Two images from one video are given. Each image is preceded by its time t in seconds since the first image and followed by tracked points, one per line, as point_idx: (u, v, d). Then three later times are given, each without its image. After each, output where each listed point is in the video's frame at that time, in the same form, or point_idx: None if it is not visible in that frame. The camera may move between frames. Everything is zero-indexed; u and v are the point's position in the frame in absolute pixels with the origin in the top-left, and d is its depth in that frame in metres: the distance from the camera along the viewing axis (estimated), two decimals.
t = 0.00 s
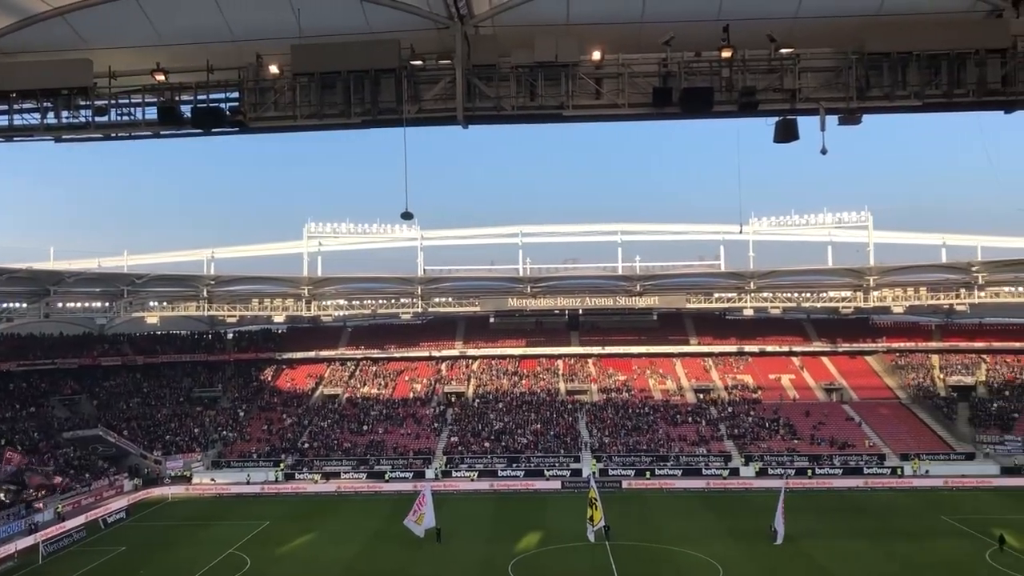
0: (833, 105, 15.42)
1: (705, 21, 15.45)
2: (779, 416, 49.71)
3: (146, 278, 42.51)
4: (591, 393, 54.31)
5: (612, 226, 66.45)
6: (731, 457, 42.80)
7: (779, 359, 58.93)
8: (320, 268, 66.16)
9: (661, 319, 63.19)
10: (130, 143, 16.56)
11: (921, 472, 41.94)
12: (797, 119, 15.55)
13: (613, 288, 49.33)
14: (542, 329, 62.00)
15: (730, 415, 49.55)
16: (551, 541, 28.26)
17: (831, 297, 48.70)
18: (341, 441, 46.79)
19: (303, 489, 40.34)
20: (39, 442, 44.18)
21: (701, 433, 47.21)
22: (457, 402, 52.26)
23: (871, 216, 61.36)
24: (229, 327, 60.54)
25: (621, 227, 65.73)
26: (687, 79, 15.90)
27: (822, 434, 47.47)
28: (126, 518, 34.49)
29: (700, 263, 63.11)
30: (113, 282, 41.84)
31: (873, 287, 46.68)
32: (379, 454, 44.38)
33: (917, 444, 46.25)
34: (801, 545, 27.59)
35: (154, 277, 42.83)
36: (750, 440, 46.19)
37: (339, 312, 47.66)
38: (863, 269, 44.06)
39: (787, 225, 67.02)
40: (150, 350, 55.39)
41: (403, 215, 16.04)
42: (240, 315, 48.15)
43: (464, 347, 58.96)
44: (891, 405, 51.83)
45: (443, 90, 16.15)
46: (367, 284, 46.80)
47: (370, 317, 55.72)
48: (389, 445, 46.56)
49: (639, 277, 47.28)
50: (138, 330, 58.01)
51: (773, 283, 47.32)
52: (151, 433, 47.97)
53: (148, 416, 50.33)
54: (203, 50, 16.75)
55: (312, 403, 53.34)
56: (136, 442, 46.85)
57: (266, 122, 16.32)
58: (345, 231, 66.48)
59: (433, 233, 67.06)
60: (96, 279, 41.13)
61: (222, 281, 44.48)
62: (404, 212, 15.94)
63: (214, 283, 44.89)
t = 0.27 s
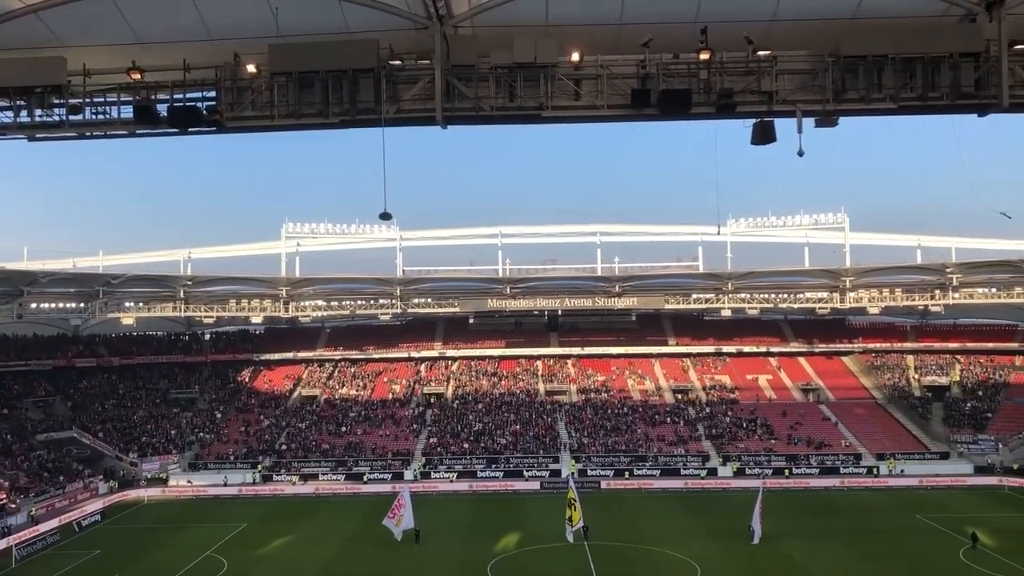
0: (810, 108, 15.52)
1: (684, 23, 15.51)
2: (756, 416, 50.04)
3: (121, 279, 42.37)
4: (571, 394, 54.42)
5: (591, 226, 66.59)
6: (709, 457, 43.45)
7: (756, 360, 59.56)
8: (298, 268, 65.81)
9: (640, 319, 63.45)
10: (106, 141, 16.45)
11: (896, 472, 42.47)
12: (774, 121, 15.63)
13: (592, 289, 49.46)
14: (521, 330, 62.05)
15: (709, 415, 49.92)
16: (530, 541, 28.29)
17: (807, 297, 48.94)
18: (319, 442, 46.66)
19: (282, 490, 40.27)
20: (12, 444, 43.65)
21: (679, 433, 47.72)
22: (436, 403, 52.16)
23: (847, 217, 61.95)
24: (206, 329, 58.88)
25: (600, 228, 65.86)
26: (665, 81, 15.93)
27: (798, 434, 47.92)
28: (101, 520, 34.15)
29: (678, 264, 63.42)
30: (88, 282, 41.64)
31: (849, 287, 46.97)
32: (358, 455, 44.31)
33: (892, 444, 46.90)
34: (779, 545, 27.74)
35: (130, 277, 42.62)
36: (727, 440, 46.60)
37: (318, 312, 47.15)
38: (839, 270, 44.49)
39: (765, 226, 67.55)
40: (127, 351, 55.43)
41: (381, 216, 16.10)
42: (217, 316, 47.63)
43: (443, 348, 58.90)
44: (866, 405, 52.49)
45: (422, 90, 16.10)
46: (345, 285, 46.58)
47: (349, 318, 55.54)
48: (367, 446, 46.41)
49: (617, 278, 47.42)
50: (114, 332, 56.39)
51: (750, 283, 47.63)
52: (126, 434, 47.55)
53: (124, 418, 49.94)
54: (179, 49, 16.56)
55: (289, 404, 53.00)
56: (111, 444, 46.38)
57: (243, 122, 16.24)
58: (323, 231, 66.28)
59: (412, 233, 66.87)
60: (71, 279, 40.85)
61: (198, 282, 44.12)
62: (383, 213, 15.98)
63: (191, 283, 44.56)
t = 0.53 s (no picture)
0: (788, 109, 15.61)
1: (664, 25, 15.56)
2: (736, 416, 50.33)
3: (99, 279, 41.84)
4: (552, 394, 54.49)
5: (572, 227, 66.74)
6: (689, 456, 43.25)
7: (736, 360, 60.15)
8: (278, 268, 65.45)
9: (620, 320, 63.67)
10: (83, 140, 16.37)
11: (874, 471, 43.12)
12: (753, 122, 15.75)
13: (573, 289, 49.52)
14: (503, 331, 62.08)
15: (689, 415, 50.18)
16: (511, 542, 28.32)
17: (786, 297, 49.12)
18: (299, 443, 46.51)
19: (262, 492, 40.22)
20: None
21: (659, 433, 47.90)
22: (417, 404, 52.05)
23: (826, 218, 62.43)
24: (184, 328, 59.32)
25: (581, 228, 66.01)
26: (646, 82, 15.97)
27: (778, 434, 48.22)
28: (78, 522, 33.93)
29: (659, 264, 63.67)
30: (65, 282, 41.05)
31: (828, 288, 47.28)
32: (338, 456, 44.11)
33: (870, 443, 47.43)
34: (758, 544, 27.89)
35: (107, 277, 42.06)
36: (707, 440, 46.85)
37: (298, 313, 46.79)
38: (818, 271, 44.93)
39: (744, 227, 67.97)
40: (103, 351, 54.79)
41: (360, 216, 16.09)
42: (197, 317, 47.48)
43: (424, 348, 58.84)
44: (845, 405, 53.04)
45: (402, 91, 16.06)
46: (325, 285, 46.36)
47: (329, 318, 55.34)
48: (348, 447, 46.26)
49: (598, 278, 47.52)
50: (92, 332, 56.62)
51: (730, 284, 47.88)
52: (104, 436, 47.12)
53: (101, 420, 49.56)
54: (156, 46, 16.40)
55: (269, 404, 52.73)
56: (89, 446, 45.89)
57: (221, 121, 16.22)
58: (303, 231, 66.04)
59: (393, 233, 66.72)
60: (48, 278, 40.33)
61: (177, 282, 43.79)
62: (364, 213, 15.96)
63: (170, 283, 44.15)
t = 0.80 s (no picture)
0: (770, 111, 15.58)
1: (646, 25, 15.58)
2: (717, 416, 50.66)
3: (78, 278, 41.22)
4: (534, 395, 54.55)
5: (555, 227, 66.82)
6: (670, 457, 43.79)
7: (717, 360, 60.56)
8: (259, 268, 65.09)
9: (603, 320, 63.85)
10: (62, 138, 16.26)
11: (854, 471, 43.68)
12: (734, 123, 15.77)
13: (556, 290, 49.58)
14: (485, 331, 62.08)
15: (670, 415, 50.44)
16: (492, 542, 28.35)
17: (767, 298, 49.46)
18: (280, 444, 46.34)
19: (244, 494, 40.05)
20: None
21: (641, 433, 48.06)
22: (399, 404, 51.96)
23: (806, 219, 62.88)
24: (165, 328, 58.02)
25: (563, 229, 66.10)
26: (628, 84, 16.03)
27: (758, 434, 48.53)
28: (56, 524, 33.78)
29: (641, 265, 63.89)
30: (43, 282, 40.46)
31: (809, 288, 47.64)
32: (319, 457, 43.93)
33: (849, 443, 47.92)
34: (738, 544, 28.04)
35: (86, 277, 41.48)
36: (688, 440, 47.09)
37: (280, 313, 46.49)
38: (798, 272, 45.26)
39: (725, 228, 68.36)
40: (82, 352, 54.44)
41: (342, 216, 16.04)
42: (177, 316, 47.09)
43: (406, 348, 58.78)
44: (825, 405, 53.55)
45: (384, 90, 16.07)
46: (307, 285, 46.12)
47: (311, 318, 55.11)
48: (329, 448, 46.12)
49: (581, 279, 47.53)
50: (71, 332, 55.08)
51: (711, 284, 48.09)
52: (83, 437, 46.79)
53: (79, 420, 49.21)
54: (136, 45, 16.29)
55: (249, 405, 52.43)
56: (67, 447, 45.59)
57: (202, 121, 16.17)
58: (285, 231, 65.75)
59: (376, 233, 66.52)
60: (26, 278, 39.73)
61: (157, 282, 43.43)
62: (346, 213, 15.88)
63: (150, 283, 43.77)
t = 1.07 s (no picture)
0: (751, 113, 15.67)
1: (629, 27, 15.62)
2: (699, 417, 50.91)
3: (57, 279, 40.57)
4: (516, 395, 54.62)
5: (537, 228, 66.98)
6: (652, 457, 43.74)
7: (698, 361, 60.73)
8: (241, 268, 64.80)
9: (585, 321, 64.01)
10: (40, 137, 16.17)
11: (833, 471, 43.35)
12: (716, 125, 15.88)
13: (538, 291, 49.67)
14: (468, 332, 62.08)
15: (652, 415, 50.64)
16: (474, 543, 28.32)
17: (748, 299, 49.76)
18: (261, 445, 46.13)
19: (226, 496, 39.98)
20: None
21: (623, 433, 48.16)
22: (381, 405, 51.91)
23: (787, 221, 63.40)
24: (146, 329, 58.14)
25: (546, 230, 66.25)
26: (611, 85, 16.07)
27: (739, 434, 48.82)
28: (34, 526, 33.63)
29: (623, 266, 64.18)
30: (22, 282, 39.81)
31: (790, 290, 47.96)
32: (301, 458, 43.69)
33: (830, 443, 48.25)
34: (719, 543, 28.15)
35: (66, 277, 40.94)
36: (670, 440, 47.25)
37: (261, 314, 46.30)
38: (778, 273, 45.58)
39: (706, 230, 68.83)
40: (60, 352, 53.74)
41: (324, 215, 15.98)
42: (157, 317, 47.02)
43: (388, 349, 58.81)
44: (805, 405, 53.94)
45: (367, 90, 16.06)
46: (288, 286, 46.00)
47: (293, 319, 54.98)
48: (310, 449, 45.97)
49: (563, 280, 47.63)
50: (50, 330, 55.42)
51: (692, 286, 48.36)
52: (61, 438, 46.42)
53: (58, 421, 48.76)
54: (116, 43, 16.20)
55: (230, 406, 52.18)
56: (45, 448, 45.22)
57: (184, 120, 16.10)
58: (266, 231, 65.58)
59: (358, 233, 66.41)
60: (3, 278, 39.04)
61: (137, 282, 43.11)
62: (329, 212, 15.84)
63: (130, 283, 43.50)
